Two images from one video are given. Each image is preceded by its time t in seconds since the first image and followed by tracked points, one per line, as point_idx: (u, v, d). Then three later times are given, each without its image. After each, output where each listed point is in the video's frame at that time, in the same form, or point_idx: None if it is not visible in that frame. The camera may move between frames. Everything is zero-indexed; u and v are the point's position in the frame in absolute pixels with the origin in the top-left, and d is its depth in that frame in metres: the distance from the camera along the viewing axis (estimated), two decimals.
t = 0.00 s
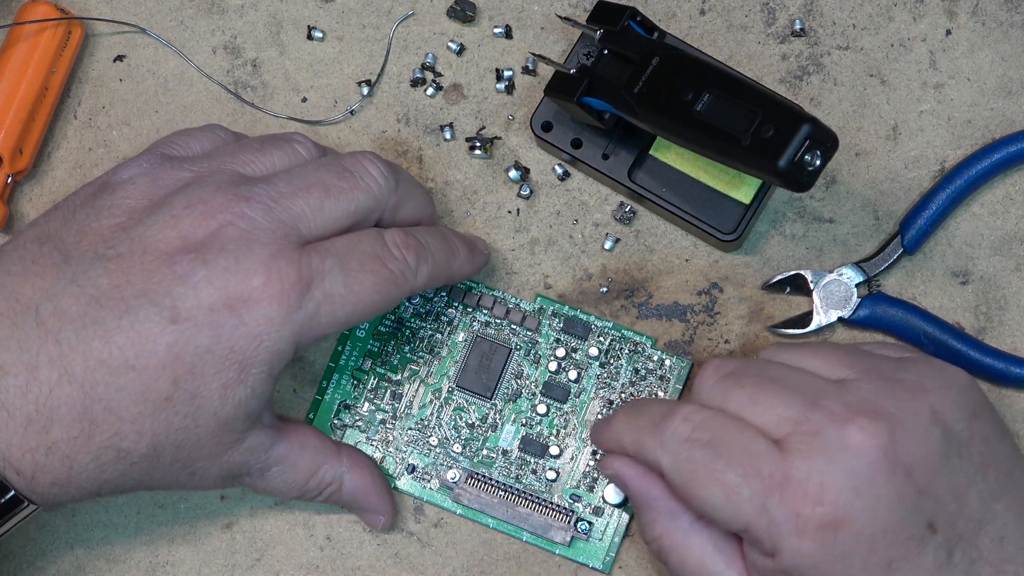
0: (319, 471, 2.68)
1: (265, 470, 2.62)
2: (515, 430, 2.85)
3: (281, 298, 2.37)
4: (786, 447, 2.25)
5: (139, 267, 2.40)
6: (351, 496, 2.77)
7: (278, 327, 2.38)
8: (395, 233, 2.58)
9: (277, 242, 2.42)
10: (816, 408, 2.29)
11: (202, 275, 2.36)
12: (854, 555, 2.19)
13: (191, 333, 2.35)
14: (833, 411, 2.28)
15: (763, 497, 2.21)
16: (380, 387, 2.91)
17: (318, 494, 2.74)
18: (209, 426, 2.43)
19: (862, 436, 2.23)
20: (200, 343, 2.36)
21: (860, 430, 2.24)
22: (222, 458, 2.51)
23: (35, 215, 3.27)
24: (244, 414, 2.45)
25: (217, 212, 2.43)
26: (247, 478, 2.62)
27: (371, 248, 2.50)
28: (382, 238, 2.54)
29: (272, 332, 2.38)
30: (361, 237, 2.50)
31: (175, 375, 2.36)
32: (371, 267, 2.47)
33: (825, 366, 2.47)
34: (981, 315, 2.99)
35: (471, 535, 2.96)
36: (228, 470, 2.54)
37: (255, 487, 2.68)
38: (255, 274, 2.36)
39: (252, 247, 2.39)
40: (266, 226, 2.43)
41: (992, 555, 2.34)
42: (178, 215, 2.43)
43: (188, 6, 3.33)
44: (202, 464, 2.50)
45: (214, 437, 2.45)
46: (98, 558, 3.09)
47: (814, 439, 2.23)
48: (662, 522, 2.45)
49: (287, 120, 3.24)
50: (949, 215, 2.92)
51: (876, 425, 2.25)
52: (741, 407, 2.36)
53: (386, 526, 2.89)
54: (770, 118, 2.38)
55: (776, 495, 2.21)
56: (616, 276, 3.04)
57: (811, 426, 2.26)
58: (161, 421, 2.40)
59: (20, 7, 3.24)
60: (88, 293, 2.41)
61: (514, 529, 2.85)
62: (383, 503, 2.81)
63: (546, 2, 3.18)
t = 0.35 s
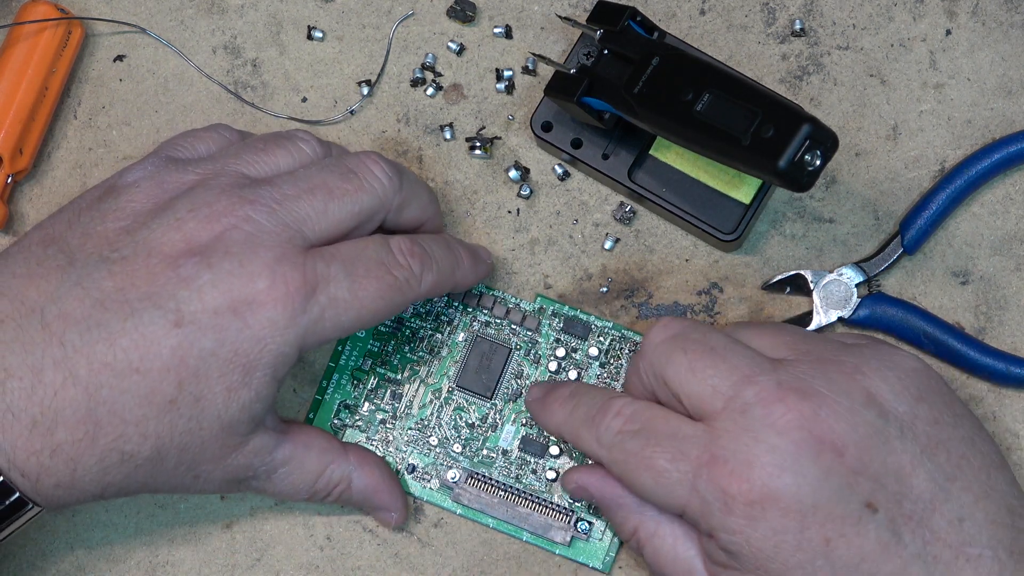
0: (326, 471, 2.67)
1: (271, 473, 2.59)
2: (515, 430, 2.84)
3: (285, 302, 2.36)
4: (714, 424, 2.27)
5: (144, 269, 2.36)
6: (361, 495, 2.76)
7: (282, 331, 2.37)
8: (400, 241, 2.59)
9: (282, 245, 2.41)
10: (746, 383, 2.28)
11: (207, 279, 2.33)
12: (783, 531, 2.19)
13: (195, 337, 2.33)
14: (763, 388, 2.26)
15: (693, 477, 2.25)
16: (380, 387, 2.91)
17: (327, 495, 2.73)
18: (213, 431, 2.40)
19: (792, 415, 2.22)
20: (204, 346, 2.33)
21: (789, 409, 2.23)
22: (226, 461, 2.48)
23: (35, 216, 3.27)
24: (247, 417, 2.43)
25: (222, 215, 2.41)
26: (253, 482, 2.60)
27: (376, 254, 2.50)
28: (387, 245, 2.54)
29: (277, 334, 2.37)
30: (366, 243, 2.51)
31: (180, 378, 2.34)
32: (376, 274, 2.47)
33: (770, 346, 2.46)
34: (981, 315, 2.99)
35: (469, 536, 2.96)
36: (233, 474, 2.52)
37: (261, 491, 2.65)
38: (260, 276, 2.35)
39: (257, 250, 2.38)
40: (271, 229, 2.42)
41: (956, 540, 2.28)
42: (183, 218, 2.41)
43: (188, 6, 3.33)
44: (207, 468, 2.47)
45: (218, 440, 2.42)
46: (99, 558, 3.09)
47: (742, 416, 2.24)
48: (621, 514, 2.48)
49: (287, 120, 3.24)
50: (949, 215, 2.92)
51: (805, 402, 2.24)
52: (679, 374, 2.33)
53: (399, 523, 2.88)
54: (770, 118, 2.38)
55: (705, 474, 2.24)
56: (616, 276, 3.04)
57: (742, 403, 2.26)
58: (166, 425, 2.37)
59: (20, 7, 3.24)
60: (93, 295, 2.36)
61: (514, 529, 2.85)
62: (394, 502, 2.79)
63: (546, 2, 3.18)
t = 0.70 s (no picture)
0: (372, 524, 2.60)
1: (312, 529, 2.50)
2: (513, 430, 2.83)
3: (332, 400, 2.18)
4: (711, 467, 2.19)
5: (200, 338, 2.22)
6: (406, 541, 2.73)
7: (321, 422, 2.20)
8: (454, 380, 2.44)
9: (340, 334, 2.24)
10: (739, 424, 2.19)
11: (259, 359, 2.18)
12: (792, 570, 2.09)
13: (239, 417, 2.18)
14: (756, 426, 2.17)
15: (695, 523, 2.19)
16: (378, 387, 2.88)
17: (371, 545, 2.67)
18: (249, 504, 2.29)
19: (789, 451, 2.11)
20: (244, 428, 2.18)
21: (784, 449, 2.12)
22: (263, 524, 2.39)
23: (35, 216, 3.27)
24: (285, 493, 2.30)
25: (287, 295, 2.25)
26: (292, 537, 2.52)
27: (428, 385, 2.34)
28: (443, 383, 2.40)
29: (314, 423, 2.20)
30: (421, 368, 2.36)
31: (219, 455, 2.20)
32: (422, 403, 2.31)
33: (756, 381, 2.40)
34: (981, 315, 2.99)
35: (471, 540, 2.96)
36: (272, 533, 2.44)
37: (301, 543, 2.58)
38: (311, 366, 2.17)
39: (314, 340, 2.21)
40: (334, 320, 2.25)
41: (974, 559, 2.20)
42: (248, 289, 2.25)
43: (188, 6, 3.33)
44: (245, 529, 2.39)
45: (252, 511, 2.31)
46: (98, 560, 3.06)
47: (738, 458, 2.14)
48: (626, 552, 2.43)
49: (287, 120, 3.24)
50: (949, 215, 2.92)
51: (801, 438, 2.14)
52: (670, 422, 2.27)
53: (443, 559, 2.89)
54: (770, 118, 2.37)
55: (707, 519, 2.17)
56: (616, 275, 3.04)
57: (736, 445, 2.17)
58: (203, 492, 2.24)
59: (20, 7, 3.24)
60: (147, 358, 2.23)
61: (515, 530, 2.85)
62: (440, 544, 2.80)
63: (546, 2, 3.18)
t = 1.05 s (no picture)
0: (381, 512, 2.58)
1: (323, 522, 2.49)
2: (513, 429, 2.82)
3: (336, 399, 2.19)
4: (715, 426, 2.17)
5: (204, 340, 2.22)
6: (417, 526, 2.70)
7: (326, 423, 2.20)
8: (455, 379, 2.44)
9: (342, 336, 2.23)
10: (748, 385, 2.18)
11: (263, 360, 2.18)
12: (782, 532, 2.08)
13: (244, 418, 2.18)
14: (767, 388, 2.16)
15: (693, 475, 2.18)
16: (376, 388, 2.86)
17: (382, 531, 2.66)
18: (256, 506, 2.29)
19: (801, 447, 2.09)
20: (250, 430, 2.18)
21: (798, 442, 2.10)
22: (269, 525, 2.39)
23: (35, 216, 3.27)
24: (290, 495, 2.30)
25: (289, 295, 2.25)
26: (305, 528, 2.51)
27: (430, 384, 2.34)
28: (443, 383, 2.39)
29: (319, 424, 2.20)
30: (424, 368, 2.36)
31: (224, 457, 2.20)
32: (423, 402, 2.31)
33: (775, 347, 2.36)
34: (981, 315, 2.99)
35: (471, 533, 2.96)
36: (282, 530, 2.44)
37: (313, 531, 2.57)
38: (315, 366, 2.18)
39: (317, 341, 2.21)
40: (336, 320, 2.25)
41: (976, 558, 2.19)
42: (250, 291, 2.26)
43: (188, 6, 3.33)
44: (252, 529, 2.39)
45: (258, 512, 2.31)
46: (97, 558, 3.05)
47: (740, 420, 2.13)
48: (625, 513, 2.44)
49: (287, 119, 3.24)
50: (949, 215, 2.92)
51: (809, 402, 2.12)
52: (683, 376, 2.28)
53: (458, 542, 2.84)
54: (770, 118, 2.37)
55: (705, 471, 2.15)
56: (616, 275, 3.04)
57: (743, 404, 2.16)
58: (211, 495, 2.25)
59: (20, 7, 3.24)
60: (150, 361, 2.23)
61: (514, 530, 2.85)
62: (452, 529, 2.75)
63: (546, 2, 3.18)
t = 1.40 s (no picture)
0: (381, 513, 2.58)
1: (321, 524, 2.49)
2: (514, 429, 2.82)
3: (336, 397, 2.19)
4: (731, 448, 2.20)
5: (204, 338, 2.22)
6: (418, 526, 2.70)
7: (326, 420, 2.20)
8: (455, 377, 2.43)
9: (342, 334, 2.23)
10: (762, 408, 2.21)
11: (263, 358, 2.18)
12: (803, 553, 2.11)
13: (244, 415, 2.18)
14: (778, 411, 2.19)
15: (711, 499, 2.19)
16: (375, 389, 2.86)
17: (382, 532, 2.66)
18: (257, 504, 2.29)
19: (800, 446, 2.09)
20: (250, 427, 2.18)
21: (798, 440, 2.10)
22: (271, 523, 2.39)
23: (35, 215, 3.27)
24: (292, 493, 2.30)
25: (289, 292, 2.25)
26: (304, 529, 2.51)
27: (430, 381, 2.34)
28: (443, 380, 2.39)
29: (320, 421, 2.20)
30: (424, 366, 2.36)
31: (224, 455, 2.20)
32: (424, 400, 2.31)
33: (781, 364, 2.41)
34: (981, 315, 2.99)
35: (471, 533, 2.95)
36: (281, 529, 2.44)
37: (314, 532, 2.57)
38: (315, 363, 2.17)
39: (317, 338, 2.21)
40: (336, 317, 2.25)
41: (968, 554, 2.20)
42: (250, 289, 2.26)
43: (188, 6, 3.33)
44: (253, 528, 2.39)
45: (259, 510, 2.32)
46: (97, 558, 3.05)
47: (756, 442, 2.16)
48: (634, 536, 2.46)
49: (287, 119, 3.24)
50: (949, 215, 2.92)
51: (822, 423, 2.16)
52: (692, 408, 2.30)
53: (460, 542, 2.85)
54: (770, 118, 2.37)
55: (723, 497, 2.17)
56: (616, 275, 3.04)
57: (757, 427, 2.19)
58: (210, 494, 2.25)
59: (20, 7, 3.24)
60: (150, 359, 2.23)
61: (514, 530, 2.85)
62: (453, 529, 2.75)
63: (546, 2, 3.18)
